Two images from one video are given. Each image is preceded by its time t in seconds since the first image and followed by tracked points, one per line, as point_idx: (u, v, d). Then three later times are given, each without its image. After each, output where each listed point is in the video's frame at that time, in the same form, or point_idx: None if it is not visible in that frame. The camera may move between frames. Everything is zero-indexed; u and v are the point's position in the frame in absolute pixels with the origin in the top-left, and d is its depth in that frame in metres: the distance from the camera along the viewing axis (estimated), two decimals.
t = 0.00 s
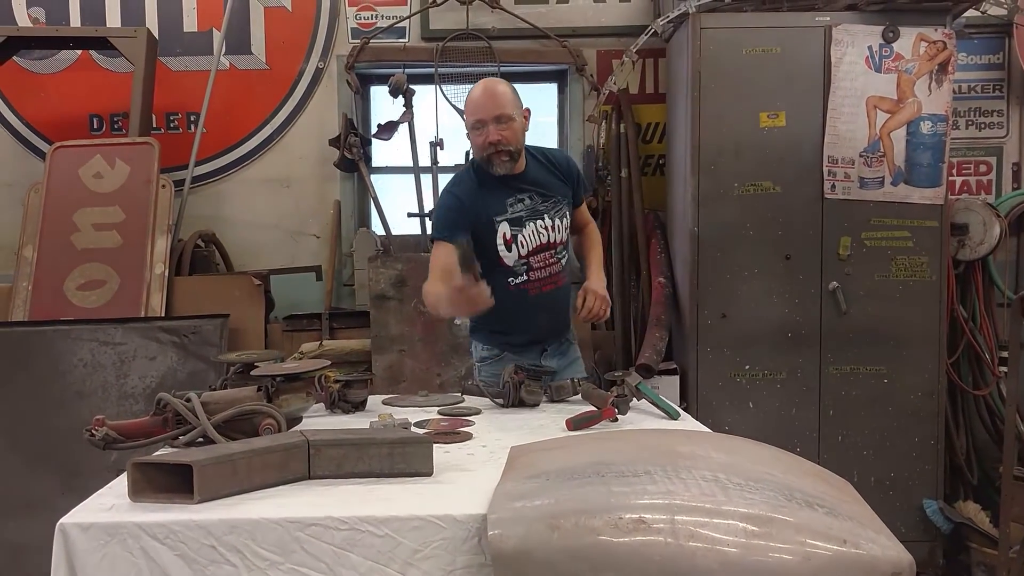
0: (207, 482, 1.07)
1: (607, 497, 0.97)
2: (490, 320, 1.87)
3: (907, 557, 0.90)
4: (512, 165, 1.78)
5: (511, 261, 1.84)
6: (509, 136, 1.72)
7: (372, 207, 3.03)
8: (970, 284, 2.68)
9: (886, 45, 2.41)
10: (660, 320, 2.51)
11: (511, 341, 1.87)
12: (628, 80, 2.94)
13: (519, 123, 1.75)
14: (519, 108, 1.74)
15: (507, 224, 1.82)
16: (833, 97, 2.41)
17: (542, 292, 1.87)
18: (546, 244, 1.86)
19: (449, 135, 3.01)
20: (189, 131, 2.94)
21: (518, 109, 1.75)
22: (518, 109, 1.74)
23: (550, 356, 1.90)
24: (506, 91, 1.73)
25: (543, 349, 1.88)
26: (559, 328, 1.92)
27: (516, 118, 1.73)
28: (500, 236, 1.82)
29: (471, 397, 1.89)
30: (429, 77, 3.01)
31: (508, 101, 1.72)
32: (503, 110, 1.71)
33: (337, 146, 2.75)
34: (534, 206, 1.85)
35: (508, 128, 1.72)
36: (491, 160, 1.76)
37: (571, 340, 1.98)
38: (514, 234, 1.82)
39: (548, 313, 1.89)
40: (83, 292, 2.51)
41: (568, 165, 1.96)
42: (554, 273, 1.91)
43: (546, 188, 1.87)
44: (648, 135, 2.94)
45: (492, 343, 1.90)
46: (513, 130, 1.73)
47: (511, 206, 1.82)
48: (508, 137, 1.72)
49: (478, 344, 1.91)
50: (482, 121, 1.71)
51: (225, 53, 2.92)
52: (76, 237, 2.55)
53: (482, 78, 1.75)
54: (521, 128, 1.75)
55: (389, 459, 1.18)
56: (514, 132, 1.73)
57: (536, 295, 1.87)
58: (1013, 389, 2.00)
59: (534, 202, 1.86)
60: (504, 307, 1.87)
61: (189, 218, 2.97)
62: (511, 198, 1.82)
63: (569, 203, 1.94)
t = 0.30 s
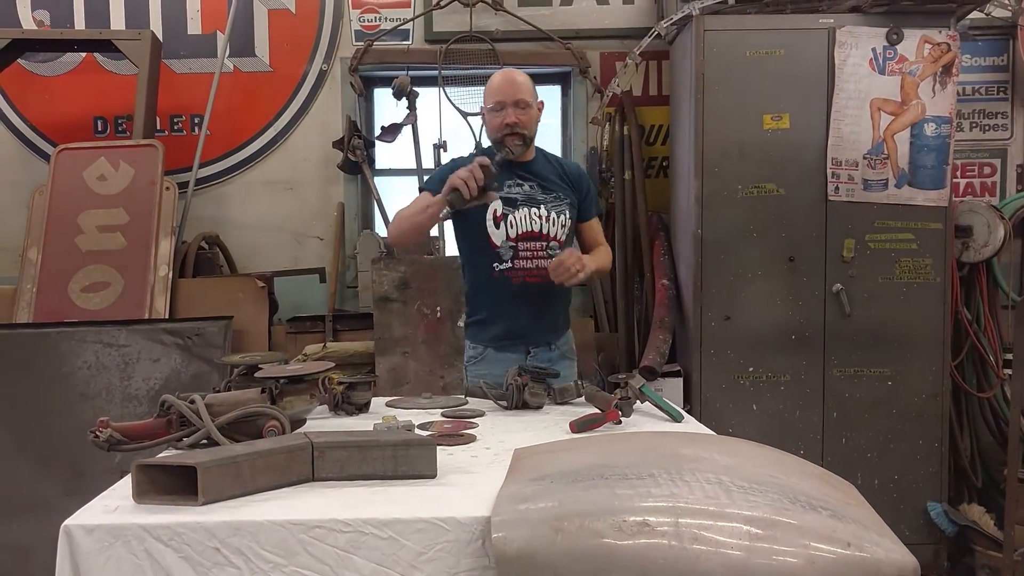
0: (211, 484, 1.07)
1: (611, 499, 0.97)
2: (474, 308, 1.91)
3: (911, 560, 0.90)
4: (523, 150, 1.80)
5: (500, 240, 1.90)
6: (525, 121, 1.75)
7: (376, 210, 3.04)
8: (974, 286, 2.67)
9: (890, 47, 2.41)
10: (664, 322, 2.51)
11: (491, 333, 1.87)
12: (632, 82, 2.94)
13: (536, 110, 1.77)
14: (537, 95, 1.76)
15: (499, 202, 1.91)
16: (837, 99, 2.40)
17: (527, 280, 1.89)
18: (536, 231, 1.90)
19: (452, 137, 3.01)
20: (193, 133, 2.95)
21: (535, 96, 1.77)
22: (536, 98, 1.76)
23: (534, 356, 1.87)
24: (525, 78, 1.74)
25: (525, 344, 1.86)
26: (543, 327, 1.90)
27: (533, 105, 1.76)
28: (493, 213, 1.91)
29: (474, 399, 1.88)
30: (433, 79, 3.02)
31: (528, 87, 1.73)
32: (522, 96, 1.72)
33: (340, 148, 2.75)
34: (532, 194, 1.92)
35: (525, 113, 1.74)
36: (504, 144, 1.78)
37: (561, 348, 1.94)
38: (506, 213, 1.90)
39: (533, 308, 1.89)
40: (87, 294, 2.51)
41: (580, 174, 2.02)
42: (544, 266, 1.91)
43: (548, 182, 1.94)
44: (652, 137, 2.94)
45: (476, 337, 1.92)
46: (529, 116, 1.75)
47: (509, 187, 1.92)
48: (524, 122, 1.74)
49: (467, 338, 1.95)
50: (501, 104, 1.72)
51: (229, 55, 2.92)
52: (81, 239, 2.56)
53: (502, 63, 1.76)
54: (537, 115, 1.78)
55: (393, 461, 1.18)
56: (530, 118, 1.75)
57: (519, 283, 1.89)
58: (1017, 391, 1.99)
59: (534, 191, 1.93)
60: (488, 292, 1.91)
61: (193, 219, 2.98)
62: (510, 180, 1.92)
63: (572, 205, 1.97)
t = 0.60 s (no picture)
0: (219, 484, 1.07)
1: (619, 500, 0.97)
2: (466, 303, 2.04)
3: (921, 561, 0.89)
4: (528, 159, 1.88)
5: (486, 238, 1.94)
6: (531, 130, 1.82)
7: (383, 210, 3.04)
8: (983, 287, 2.67)
9: (898, 47, 2.40)
10: (671, 322, 2.51)
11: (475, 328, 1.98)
12: (638, 82, 2.94)
13: (543, 120, 1.84)
14: (546, 106, 1.83)
15: (489, 201, 1.92)
16: (844, 99, 2.40)
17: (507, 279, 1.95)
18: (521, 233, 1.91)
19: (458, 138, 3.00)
20: (200, 134, 2.95)
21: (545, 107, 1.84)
22: (544, 108, 1.83)
23: (516, 356, 1.93)
24: (535, 87, 1.82)
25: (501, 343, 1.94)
26: (524, 328, 1.95)
27: (541, 115, 1.83)
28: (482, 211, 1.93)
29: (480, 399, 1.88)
30: (439, 80, 3.02)
31: (539, 98, 1.82)
32: (531, 105, 1.80)
33: (347, 149, 2.76)
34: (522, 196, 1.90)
35: (532, 122, 1.82)
36: (509, 150, 1.86)
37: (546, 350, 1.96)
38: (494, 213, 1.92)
39: (517, 307, 1.95)
40: (93, 294, 2.52)
41: (579, 176, 1.94)
42: (527, 265, 1.95)
43: (541, 185, 1.90)
44: (659, 137, 2.94)
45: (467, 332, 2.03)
46: (536, 125, 1.82)
47: (501, 189, 1.92)
48: (531, 131, 1.82)
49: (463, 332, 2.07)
50: (510, 112, 1.80)
51: (236, 56, 2.93)
52: (88, 239, 2.57)
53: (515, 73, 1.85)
54: (544, 124, 1.85)
55: (401, 462, 1.18)
56: (536, 128, 1.83)
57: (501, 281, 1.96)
58: None
59: (525, 193, 1.90)
60: (477, 288, 2.02)
61: (199, 220, 2.98)
62: (503, 182, 1.92)
63: (565, 208, 1.90)
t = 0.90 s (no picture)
0: (231, 485, 1.07)
1: (631, 501, 0.97)
2: (467, 311, 2.01)
3: (935, 563, 0.89)
4: (510, 163, 1.86)
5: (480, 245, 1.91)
6: (517, 138, 1.80)
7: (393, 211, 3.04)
8: (995, 287, 2.65)
9: (910, 46, 2.39)
10: (681, 323, 2.50)
11: (481, 335, 1.96)
12: (648, 83, 2.94)
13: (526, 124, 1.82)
14: (528, 110, 1.81)
15: (477, 208, 1.90)
16: (856, 99, 2.39)
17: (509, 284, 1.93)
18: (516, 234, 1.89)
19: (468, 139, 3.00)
20: (210, 135, 2.96)
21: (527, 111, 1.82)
22: (527, 112, 1.81)
23: (526, 358, 1.93)
24: (519, 92, 1.77)
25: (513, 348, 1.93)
26: (534, 330, 1.94)
27: (524, 120, 1.81)
28: (470, 219, 1.91)
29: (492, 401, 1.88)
30: (449, 80, 3.02)
31: (521, 103, 1.77)
32: (517, 112, 1.77)
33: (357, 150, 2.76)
34: (509, 197, 1.89)
35: (518, 129, 1.79)
36: (493, 156, 1.84)
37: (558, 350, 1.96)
38: (483, 219, 1.90)
39: (521, 310, 1.94)
40: (105, 295, 2.53)
41: (561, 171, 1.95)
42: (527, 266, 1.94)
43: (526, 184, 1.90)
44: (669, 137, 2.93)
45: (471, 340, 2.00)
46: (520, 131, 1.80)
47: (487, 194, 1.91)
48: (516, 139, 1.80)
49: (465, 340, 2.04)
50: (496, 120, 1.76)
51: (247, 57, 2.94)
52: (99, 241, 2.58)
53: (495, 75, 1.78)
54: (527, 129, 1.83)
55: (413, 463, 1.18)
56: (521, 134, 1.81)
57: (502, 285, 1.94)
58: None
59: (512, 195, 1.89)
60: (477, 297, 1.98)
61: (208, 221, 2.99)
62: (487, 187, 1.91)
63: (554, 204, 1.91)
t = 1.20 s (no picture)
0: (240, 485, 1.07)
1: (641, 502, 0.97)
2: (496, 317, 1.98)
3: (947, 565, 0.88)
4: (534, 163, 1.87)
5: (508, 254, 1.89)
6: (543, 137, 1.81)
7: (400, 212, 3.04)
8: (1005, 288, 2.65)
9: (918, 46, 2.39)
10: (689, 323, 2.50)
11: (514, 341, 1.93)
12: (655, 83, 2.93)
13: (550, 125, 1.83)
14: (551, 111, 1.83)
15: (501, 217, 1.89)
16: (864, 99, 2.39)
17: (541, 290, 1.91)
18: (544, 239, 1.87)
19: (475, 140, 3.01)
20: (218, 136, 2.97)
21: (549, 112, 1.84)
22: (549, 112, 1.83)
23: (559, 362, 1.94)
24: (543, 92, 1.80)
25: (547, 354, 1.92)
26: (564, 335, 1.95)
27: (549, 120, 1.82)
28: (495, 228, 1.89)
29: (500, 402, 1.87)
30: (456, 81, 3.02)
31: (545, 99, 1.80)
32: (543, 110, 1.78)
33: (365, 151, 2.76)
34: (533, 203, 1.88)
35: (545, 128, 1.80)
36: (520, 157, 1.83)
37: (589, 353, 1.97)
38: (509, 227, 1.88)
39: (553, 315, 1.93)
40: (113, 297, 2.53)
41: (579, 173, 1.96)
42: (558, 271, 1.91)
43: (549, 188, 1.90)
44: (676, 138, 2.94)
45: (500, 345, 1.98)
46: (546, 131, 1.82)
47: (510, 202, 1.89)
48: (543, 138, 1.81)
49: (493, 345, 2.02)
50: (524, 119, 1.77)
51: (255, 58, 2.95)
52: (108, 242, 2.59)
53: (517, 78, 1.80)
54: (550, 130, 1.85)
55: (422, 464, 1.18)
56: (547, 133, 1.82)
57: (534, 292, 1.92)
58: None
59: (536, 200, 1.89)
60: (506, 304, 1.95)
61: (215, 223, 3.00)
62: (509, 195, 1.89)
63: (577, 206, 1.91)
